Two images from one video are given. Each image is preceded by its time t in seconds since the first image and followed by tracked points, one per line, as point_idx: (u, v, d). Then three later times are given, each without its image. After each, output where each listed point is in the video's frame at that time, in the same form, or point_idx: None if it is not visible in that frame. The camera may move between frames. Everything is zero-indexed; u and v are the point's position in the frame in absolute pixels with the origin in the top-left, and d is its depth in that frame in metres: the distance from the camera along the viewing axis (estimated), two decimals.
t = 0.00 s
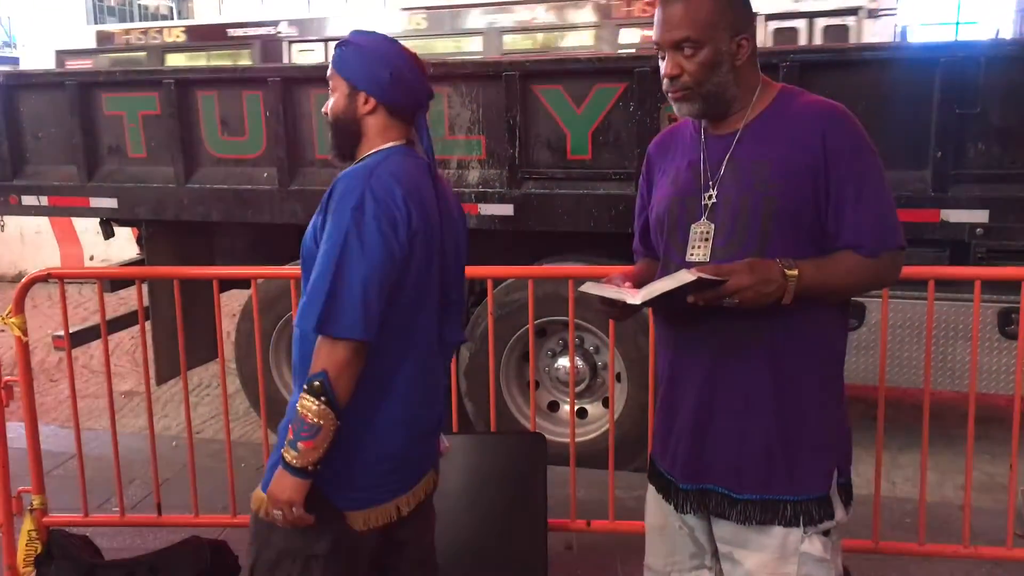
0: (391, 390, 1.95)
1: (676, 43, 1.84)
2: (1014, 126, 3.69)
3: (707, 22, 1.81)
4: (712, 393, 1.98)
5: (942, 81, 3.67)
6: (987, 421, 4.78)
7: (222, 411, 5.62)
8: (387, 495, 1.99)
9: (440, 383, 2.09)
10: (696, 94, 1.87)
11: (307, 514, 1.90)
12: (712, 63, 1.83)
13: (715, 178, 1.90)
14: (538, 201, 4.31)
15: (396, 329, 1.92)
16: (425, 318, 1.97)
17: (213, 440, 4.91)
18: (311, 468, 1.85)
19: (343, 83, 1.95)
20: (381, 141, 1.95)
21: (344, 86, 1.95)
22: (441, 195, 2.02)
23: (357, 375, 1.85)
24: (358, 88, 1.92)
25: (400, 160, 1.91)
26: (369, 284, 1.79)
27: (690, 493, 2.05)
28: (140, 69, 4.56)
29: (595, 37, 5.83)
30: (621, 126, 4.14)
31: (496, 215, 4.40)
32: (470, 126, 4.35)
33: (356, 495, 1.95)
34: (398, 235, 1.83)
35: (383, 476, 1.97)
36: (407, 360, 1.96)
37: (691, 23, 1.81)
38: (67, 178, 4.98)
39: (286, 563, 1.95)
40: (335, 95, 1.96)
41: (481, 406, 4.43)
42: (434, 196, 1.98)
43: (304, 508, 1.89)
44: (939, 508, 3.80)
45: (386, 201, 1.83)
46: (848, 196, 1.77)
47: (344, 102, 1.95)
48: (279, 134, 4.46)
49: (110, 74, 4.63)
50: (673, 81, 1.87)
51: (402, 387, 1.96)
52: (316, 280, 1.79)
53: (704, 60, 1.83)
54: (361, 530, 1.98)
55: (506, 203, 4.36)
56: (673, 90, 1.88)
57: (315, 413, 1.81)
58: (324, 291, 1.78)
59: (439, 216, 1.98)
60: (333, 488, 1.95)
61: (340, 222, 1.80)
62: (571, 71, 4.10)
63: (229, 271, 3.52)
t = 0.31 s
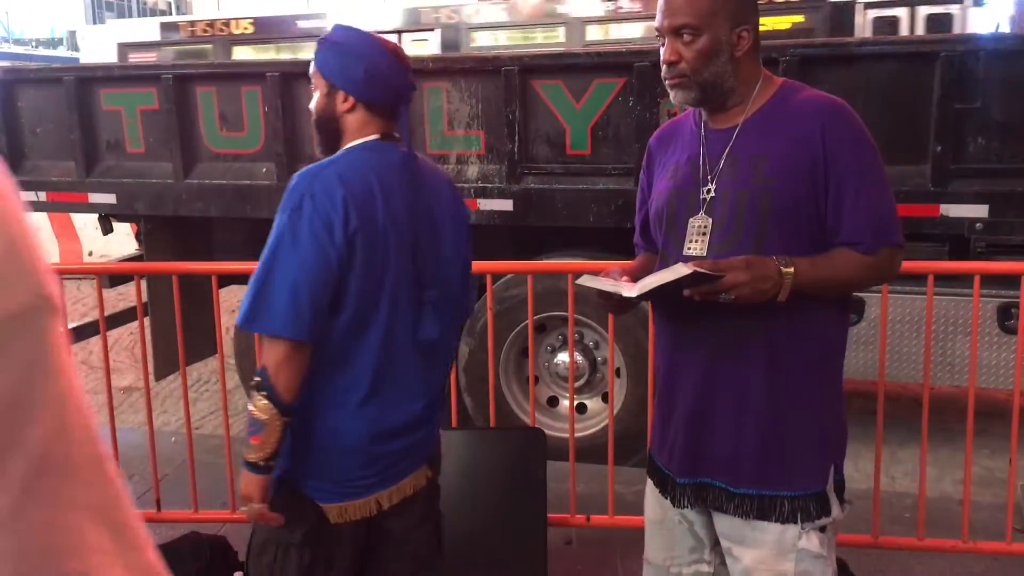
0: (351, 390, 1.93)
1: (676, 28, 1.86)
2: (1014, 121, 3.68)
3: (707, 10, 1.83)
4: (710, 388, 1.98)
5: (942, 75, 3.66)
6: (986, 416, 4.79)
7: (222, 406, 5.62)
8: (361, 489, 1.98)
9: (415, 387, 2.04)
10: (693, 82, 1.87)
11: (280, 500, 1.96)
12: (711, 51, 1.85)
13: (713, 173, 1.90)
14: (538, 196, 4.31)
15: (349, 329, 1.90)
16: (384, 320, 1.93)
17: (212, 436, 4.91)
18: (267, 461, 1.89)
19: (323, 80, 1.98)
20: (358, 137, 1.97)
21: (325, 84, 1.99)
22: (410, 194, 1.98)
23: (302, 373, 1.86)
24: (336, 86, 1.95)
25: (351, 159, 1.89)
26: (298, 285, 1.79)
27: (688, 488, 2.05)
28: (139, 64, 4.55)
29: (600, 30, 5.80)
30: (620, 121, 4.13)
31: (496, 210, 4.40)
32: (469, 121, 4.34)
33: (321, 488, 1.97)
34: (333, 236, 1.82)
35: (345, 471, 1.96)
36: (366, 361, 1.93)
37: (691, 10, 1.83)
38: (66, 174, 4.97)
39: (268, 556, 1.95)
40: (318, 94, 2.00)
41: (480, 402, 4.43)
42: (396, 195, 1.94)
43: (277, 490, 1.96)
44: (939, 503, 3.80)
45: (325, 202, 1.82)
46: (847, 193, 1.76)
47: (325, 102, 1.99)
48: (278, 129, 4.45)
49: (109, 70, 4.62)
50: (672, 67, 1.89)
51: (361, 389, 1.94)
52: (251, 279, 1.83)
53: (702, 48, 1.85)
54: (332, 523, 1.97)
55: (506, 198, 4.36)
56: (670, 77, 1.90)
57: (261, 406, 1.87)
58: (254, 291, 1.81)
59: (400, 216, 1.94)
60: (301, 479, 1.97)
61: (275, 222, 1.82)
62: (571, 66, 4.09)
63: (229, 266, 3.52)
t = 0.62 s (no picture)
0: (298, 398, 1.93)
1: (682, 34, 1.87)
2: (1010, 125, 3.68)
3: (713, 13, 1.84)
4: (708, 393, 1.97)
5: (938, 79, 3.67)
6: (984, 419, 4.79)
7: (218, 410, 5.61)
8: (321, 493, 1.96)
9: (368, 397, 2.03)
10: (701, 87, 1.88)
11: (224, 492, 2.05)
12: (718, 56, 1.86)
13: (715, 176, 1.90)
14: (535, 200, 4.30)
15: (294, 340, 1.91)
16: (331, 330, 1.93)
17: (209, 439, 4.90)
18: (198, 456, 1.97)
19: (272, 89, 2.01)
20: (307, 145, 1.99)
21: (274, 92, 2.01)
22: (357, 199, 1.97)
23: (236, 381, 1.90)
24: (284, 98, 1.98)
25: (294, 170, 1.90)
26: (235, 297, 1.82)
27: (685, 493, 2.04)
28: (138, 68, 4.55)
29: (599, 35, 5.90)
30: (618, 124, 4.13)
31: (494, 214, 4.39)
32: (467, 125, 4.34)
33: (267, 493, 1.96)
34: (270, 249, 1.83)
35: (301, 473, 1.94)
36: (314, 371, 1.93)
37: (697, 14, 1.85)
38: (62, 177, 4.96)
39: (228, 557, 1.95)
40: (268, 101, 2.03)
41: (477, 405, 4.42)
42: (344, 206, 1.94)
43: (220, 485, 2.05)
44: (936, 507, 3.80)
45: (263, 215, 1.83)
46: (849, 198, 1.75)
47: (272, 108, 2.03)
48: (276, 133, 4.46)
49: (106, 73, 4.62)
50: (679, 72, 1.90)
51: (309, 398, 1.94)
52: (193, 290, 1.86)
53: (709, 53, 1.86)
54: (291, 524, 1.95)
55: (503, 201, 4.35)
56: (678, 82, 1.91)
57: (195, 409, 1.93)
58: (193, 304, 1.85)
59: (347, 226, 1.94)
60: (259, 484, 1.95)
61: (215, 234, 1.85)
62: (567, 69, 4.09)
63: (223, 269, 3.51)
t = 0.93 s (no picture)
0: (258, 454, 2.01)
1: (688, 115, 1.84)
2: (1004, 163, 3.72)
3: (712, 87, 1.82)
4: (716, 443, 1.97)
5: (933, 118, 3.71)
6: (985, 453, 4.78)
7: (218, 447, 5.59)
8: (276, 547, 2.05)
9: (327, 450, 2.12)
10: (715, 158, 1.87)
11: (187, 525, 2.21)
12: (726, 126, 1.84)
13: (718, 226, 1.91)
14: (533, 237, 4.31)
15: (257, 397, 1.98)
16: (293, 388, 2.01)
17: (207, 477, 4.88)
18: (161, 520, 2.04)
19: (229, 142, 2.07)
20: (266, 198, 2.06)
21: (233, 146, 2.06)
22: (319, 258, 2.04)
23: (195, 446, 1.97)
24: (240, 150, 2.04)
25: (259, 230, 1.95)
26: (199, 358, 1.88)
27: (696, 546, 2.02)
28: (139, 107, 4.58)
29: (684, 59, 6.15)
30: (616, 162, 4.16)
31: (492, 251, 4.40)
32: (466, 163, 4.37)
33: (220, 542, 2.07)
34: (235, 312, 1.89)
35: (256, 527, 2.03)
36: (275, 428, 2.02)
37: (698, 96, 1.81)
38: (62, 216, 4.97)
39: None
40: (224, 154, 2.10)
41: (477, 444, 4.40)
42: (306, 265, 2.01)
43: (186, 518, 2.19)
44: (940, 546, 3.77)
45: (227, 277, 1.89)
46: (853, 246, 1.77)
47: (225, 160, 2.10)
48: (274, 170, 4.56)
49: (107, 113, 4.66)
50: (692, 149, 1.88)
51: (269, 454, 2.02)
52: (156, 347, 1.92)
53: (718, 125, 1.84)
54: None
55: (502, 238, 4.36)
56: (692, 159, 1.89)
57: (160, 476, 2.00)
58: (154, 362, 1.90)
59: (309, 285, 2.00)
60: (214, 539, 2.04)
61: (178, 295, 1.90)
62: (566, 108, 4.13)
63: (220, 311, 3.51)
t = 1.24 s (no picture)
0: (270, 498, 2.02)
1: (688, 168, 1.81)
2: (1004, 201, 3.73)
3: (711, 137, 1.79)
4: (726, 487, 1.96)
5: (932, 157, 3.73)
6: (993, 492, 4.74)
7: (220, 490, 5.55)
8: None
9: (332, 481, 2.15)
10: (716, 207, 1.85)
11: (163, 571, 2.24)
12: (726, 176, 1.82)
13: (721, 273, 1.91)
14: (535, 277, 4.32)
15: (267, 441, 1.99)
16: (300, 424, 2.03)
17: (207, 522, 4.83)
18: None
19: (200, 193, 2.07)
20: (242, 249, 2.08)
21: (206, 197, 2.06)
22: (308, 297, 2.08)
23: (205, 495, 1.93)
24: (215, 202, 2.04)
25: (255, 274, 1.96)
26: (214, 408, 1.85)
27: None
28: (142, 152, 4.61)
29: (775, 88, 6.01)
30: (616, 203, 4.18)
31: (494, 291, 4.40)
32: (467, 205, 4.39)
33: None
34: (246, 355, 1.89)
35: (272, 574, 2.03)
36: (284, 471, 2.02)
37: (698, 148, 1.79)
38: (64, 260, 4.99)
39: None
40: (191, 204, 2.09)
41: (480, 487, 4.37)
42: (300, 304, 2.04)
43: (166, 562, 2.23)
44: None
45: (234, 320, 1.89)
46: (855, 288, 1.76)
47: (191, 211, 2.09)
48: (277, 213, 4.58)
49: (111, 158, 4.69)
50: (692, 200, 1.85)
51: (280, 497, 2.02)
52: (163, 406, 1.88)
53: (717, 175, 1.82)
54: None
55: (504, 279, 4.37)
56: (692, 209, 1.87)
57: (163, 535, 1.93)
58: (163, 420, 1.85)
59: (306, 323, 2.04)
60: None
61: (182, 348, 1.88)
62: (566, 150, 4.16)
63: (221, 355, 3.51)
